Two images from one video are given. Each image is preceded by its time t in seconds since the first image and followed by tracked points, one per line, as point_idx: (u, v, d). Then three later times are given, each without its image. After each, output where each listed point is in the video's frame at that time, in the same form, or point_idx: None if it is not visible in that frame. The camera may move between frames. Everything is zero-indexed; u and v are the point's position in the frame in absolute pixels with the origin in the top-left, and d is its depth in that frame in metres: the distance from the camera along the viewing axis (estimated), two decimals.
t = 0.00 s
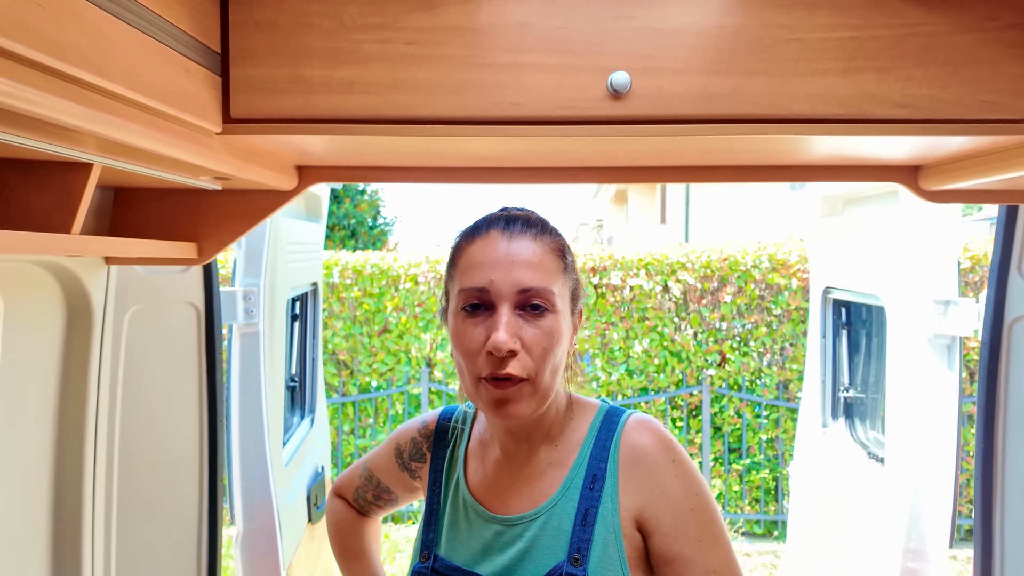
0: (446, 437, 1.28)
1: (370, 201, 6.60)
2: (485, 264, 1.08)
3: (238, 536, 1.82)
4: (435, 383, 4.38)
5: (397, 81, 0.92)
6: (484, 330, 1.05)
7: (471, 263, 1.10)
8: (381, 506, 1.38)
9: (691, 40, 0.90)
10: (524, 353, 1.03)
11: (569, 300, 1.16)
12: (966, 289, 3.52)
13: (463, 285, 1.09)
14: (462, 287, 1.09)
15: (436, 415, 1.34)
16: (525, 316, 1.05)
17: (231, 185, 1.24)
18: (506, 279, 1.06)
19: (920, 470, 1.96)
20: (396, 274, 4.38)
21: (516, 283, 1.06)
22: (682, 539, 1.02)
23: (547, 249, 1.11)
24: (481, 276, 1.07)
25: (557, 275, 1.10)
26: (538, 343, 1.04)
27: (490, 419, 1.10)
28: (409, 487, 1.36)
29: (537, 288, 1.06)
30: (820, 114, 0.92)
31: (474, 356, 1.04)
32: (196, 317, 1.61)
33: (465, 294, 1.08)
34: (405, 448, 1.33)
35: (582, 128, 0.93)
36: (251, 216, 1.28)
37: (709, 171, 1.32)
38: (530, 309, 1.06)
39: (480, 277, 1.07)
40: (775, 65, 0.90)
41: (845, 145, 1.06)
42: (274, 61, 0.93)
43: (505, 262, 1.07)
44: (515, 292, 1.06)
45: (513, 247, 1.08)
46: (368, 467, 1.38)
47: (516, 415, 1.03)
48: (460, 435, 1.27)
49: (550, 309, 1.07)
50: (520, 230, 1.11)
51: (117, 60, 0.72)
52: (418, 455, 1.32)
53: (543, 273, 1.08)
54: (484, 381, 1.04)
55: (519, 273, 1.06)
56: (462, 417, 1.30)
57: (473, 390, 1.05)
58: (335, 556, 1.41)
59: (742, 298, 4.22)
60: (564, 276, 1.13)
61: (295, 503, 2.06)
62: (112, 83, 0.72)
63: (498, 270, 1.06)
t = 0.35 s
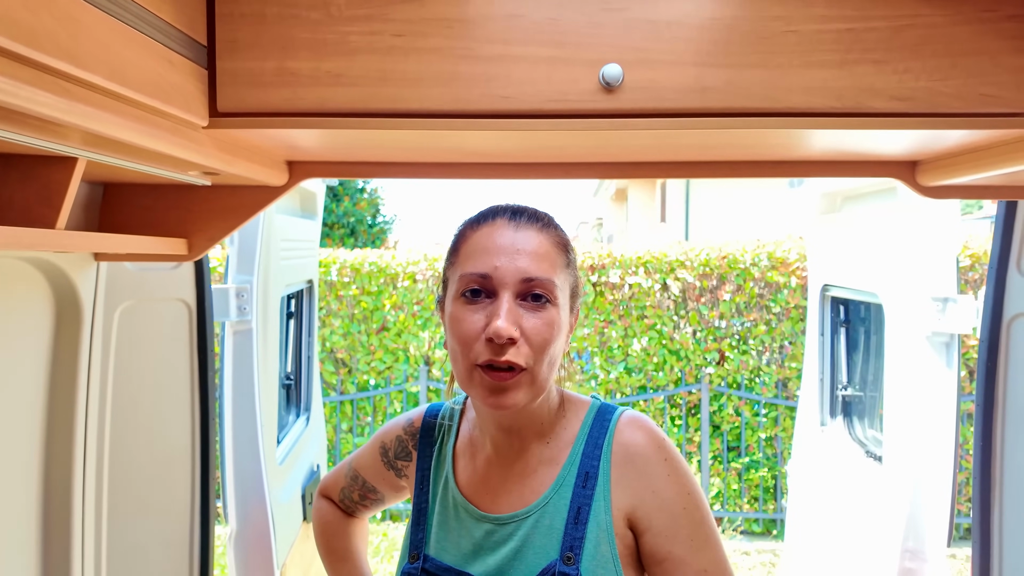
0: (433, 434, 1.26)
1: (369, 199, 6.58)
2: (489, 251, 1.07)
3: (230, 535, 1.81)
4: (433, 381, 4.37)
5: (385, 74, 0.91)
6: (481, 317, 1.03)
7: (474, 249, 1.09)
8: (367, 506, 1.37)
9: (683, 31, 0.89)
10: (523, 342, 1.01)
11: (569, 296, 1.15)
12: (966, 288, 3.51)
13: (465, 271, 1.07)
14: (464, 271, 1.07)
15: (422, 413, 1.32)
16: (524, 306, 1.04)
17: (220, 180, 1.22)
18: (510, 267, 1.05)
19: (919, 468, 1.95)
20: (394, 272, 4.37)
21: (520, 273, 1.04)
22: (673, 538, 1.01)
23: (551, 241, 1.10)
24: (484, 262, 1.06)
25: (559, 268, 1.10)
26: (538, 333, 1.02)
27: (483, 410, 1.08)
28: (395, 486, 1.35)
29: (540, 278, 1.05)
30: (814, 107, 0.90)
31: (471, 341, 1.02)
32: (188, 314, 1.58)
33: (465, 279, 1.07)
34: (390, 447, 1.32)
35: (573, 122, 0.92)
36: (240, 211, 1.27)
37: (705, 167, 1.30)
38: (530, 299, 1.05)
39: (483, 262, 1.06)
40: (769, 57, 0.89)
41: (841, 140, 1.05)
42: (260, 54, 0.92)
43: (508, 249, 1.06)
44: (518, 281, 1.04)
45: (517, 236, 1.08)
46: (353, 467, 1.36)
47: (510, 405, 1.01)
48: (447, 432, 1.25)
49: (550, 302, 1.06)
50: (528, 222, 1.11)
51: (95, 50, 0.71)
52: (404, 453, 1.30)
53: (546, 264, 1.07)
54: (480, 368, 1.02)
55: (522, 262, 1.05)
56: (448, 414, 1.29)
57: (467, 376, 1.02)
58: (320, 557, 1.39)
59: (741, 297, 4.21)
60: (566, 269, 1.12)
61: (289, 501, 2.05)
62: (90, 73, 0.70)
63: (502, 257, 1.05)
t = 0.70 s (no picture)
0: (445, 424, 1.21)
1: (370, 190, 6.53)
2: (505, 225, 1.02)
3: (234, 524, 1.78)
4: (436, 372, 4.32)
5: (398, 39, 0.87)
6: (502, 296, 0.99)
7: (488, 223, 1.04)
8: (357, 508, 1.30)
9: None
10: (546, 320, 0.97)
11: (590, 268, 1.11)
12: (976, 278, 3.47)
13: (481, 247, 1.03)
14: (478, 249, 1.03)
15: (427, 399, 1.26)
16: (546, 282, 1.00)
17: (223, 157, 1.18)
18: (528, 241, 1.00)
19: (936, 458, 1.91)
20: (396, 262, 4.32)
21: (538, 246, 1.00)
22: (710, 518, 1.05)
23: (568, 211, 1.06)
24: (500, 237, 1.02)
25: (579, 239, 1.05)
26: (561, 310, 0.99)
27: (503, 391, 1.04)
28: (393, 482, 1.28)
29: (560, 251, 1.01)
30: (850, 75, 0.86)
31: (492, 321, 0.99)
32: (190, 298, 1.54)
33: (480, 257, 1.03)
34: (394, 442, 1.24)
35: (596, 90, 0.87)
36: (244, 189, 1.23)
37: (725, 144, 1.26)
38: (551, 274, 1.01)
39: (499, 236, 1.02)
40: (803, 21, 0.84)
41: (873, 112, 1.00)
42: (267, 18, 0.87)
43: (526, 221, 1.02)
44: (537, 256, 1.00)
45: (534, 205, 1.03)
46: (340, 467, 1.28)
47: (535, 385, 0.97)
48: (462, 420, 1.21)
49: (573, 276, 1.02)
50: (543, 190, 1.06)
51: (95, 6, 0.67)
52: (411, 446, 1.23)
53: (565, 234, 1.03)
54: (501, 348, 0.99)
55: (540, 233, 1.01)
56: (458, 400, 1.24)
57: (488, 358, 0.99)
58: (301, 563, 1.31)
59: (746, 287, 4.17)
60: (586, 240, 1.08)
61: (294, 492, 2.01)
62: (91, 30, 0.66)
63: (520, 231, 1.01)
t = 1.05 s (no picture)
0: (439, 397, 1.19)
1: (351, 170, 6.43)
2: (503, 204, 0.99)
3: (216, 508, 1.74)
4: (420, 354, 4.28)
5: (382, 3, 0.82)
6: (502, 279, 0.97)
7: (484, 202, 1.01)
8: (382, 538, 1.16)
9: None
10: (549, 303, 0.95)
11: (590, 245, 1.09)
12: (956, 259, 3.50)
13: (479, 229, 1.00)
14: (476, 230, 1.00)
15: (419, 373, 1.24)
16: (548, 264, 0.98)
17: (198, 129, 1.13)
18: (528, 222, 0.97)
19: (919, 437, 1.92)
20: (379, 243, 4.27)
21: (539, 225, 0.97)
22: (698, 502, 1.08)
23: (567, 186, 1.03)
24: (498, 217, 0.98)
25: (579, 216, 1.03)
26: (564, 291, 0.97)
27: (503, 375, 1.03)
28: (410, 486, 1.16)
29: (561, 230, 0.98)
30: (852, 45, 0.83)
31: (492, 305, 0.96)
32: (166, 278, 1.46)
33: (478, 239, 1.00)
34: (395, 428, 1.17)
35: (590, 59, 0.83)
36: (220, 163, 1.18)
37: (718, 119, 1.23)
38: (553, 255, 0.99)
39: (498, 216, 0.99)
40: None
41: (871, 86, 0.98)
42: None
43: (525, 200, 0.99)
44: (539, 236, 0.97)
45: (531, 181, 1.00)
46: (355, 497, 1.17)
47: (539, 370, 0.96)
48: (454, 394, 1.19)
49: (574, 256, 1.00)
50: (540, 166, 1.04)
51: None
52: (412, 424, 1.17)
53: (566, 213, 1.00)
54: (503, 333, 0.96)
55: (540, 213, 0.98)
56: (453, 374, 1.22)
57: (490, 343, 0.97)
58: None
59: (730, 269, 4.18)
60: (586, 217, 1.06)
61: (276, 476, 1.97)
62: None
63: (518, 211, 0.98)
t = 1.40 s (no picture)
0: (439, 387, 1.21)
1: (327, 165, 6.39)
2: (501, 210, 1.02)
3: (202, 507, 1.74)
4: (400, 350, 4.29)
5: (379, 10, 0.84)
6: (499, 281, 1.00)
7: (483, 207, 1.04)
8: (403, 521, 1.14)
9: None
10: (543, 304, 0.99)
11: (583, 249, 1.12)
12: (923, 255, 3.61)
13: (478, 233, 1.02)
14: (476, 235, 1.02)
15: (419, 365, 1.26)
16: (544, 268, 1.01)
17: (189, 129, 1.14)
18: (527, 228, 1.00)
19: (887, 427, 2.00)
20: (358, 239, 4.26)
21: (537, 232, 1.00)
22: (658, 474, 1.10)
23: (565, 194, 1.06)
24: (498, 223, 1.01)
25: (576, 222, 1.06)
26: (557, 293, 1.00)
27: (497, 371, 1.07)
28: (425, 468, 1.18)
29: (559, 237, 1.01)
30: (828, 56, 0.87)
31: (489, 307, 0.99)
32: (154, 279, 1.42)
33: (477, 243, 1.02)
34: (403, 415, 1.19)
35: (581, 67, 0.87)
36: (210, 163, 1.19)
37: (700, 122, 1.27)
38: (549, 261, 1.02)
39: (498, 221, 1.01)
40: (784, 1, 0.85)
41: (845, 94, 1.02)
42: None
43: (524, 208, 1.01)
44: (535, 242, 1.00)
45: (529, 189, 1.03)
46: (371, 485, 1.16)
47: (533, 370, 1.00)
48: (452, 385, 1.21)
49: (569, 261, 1.03)
50: (538, 173, 1.06)
51: None
52: (418, 409, 1.20)
53: (563, 220, 1.03)
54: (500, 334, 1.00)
55: (539, 221, 1.01)
56: (450, 366, 1.24)
57: (486, 343, 1.00)
58: None
59: (705, 264, 4.26)
60: (581, 223, 1.09)
61: (261, 472, 1.98)
62: None
63: (517, 218, 1.01)
